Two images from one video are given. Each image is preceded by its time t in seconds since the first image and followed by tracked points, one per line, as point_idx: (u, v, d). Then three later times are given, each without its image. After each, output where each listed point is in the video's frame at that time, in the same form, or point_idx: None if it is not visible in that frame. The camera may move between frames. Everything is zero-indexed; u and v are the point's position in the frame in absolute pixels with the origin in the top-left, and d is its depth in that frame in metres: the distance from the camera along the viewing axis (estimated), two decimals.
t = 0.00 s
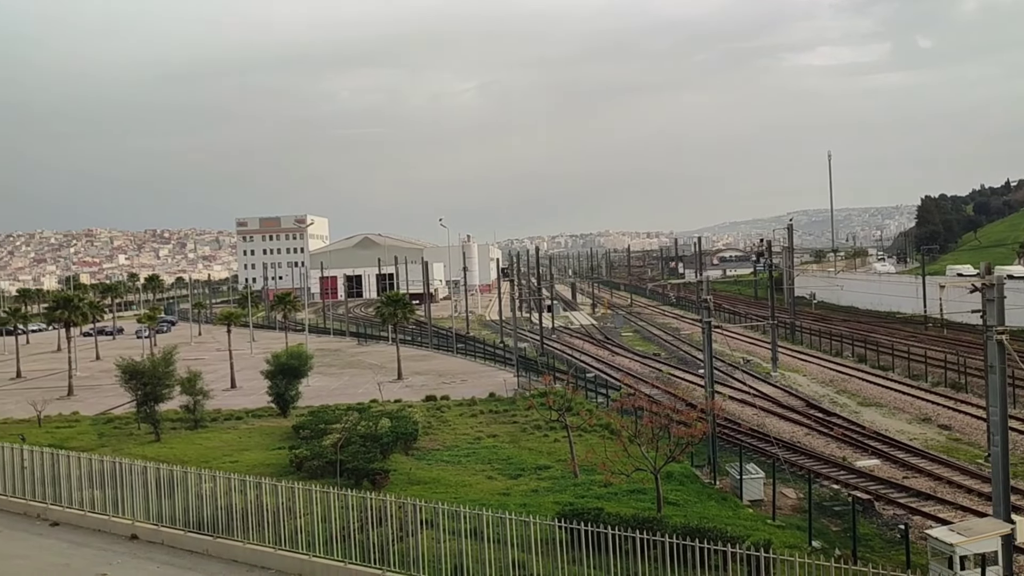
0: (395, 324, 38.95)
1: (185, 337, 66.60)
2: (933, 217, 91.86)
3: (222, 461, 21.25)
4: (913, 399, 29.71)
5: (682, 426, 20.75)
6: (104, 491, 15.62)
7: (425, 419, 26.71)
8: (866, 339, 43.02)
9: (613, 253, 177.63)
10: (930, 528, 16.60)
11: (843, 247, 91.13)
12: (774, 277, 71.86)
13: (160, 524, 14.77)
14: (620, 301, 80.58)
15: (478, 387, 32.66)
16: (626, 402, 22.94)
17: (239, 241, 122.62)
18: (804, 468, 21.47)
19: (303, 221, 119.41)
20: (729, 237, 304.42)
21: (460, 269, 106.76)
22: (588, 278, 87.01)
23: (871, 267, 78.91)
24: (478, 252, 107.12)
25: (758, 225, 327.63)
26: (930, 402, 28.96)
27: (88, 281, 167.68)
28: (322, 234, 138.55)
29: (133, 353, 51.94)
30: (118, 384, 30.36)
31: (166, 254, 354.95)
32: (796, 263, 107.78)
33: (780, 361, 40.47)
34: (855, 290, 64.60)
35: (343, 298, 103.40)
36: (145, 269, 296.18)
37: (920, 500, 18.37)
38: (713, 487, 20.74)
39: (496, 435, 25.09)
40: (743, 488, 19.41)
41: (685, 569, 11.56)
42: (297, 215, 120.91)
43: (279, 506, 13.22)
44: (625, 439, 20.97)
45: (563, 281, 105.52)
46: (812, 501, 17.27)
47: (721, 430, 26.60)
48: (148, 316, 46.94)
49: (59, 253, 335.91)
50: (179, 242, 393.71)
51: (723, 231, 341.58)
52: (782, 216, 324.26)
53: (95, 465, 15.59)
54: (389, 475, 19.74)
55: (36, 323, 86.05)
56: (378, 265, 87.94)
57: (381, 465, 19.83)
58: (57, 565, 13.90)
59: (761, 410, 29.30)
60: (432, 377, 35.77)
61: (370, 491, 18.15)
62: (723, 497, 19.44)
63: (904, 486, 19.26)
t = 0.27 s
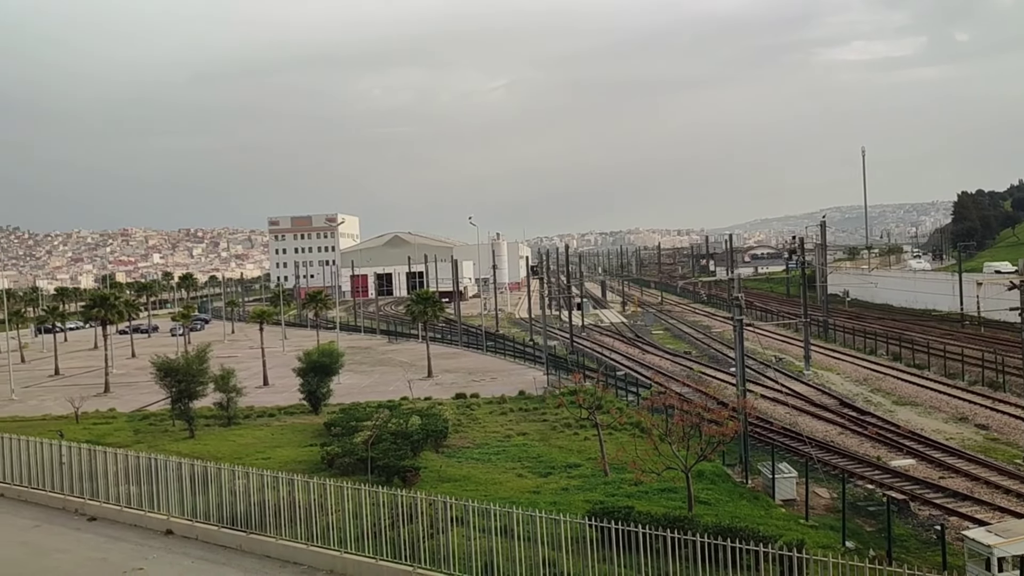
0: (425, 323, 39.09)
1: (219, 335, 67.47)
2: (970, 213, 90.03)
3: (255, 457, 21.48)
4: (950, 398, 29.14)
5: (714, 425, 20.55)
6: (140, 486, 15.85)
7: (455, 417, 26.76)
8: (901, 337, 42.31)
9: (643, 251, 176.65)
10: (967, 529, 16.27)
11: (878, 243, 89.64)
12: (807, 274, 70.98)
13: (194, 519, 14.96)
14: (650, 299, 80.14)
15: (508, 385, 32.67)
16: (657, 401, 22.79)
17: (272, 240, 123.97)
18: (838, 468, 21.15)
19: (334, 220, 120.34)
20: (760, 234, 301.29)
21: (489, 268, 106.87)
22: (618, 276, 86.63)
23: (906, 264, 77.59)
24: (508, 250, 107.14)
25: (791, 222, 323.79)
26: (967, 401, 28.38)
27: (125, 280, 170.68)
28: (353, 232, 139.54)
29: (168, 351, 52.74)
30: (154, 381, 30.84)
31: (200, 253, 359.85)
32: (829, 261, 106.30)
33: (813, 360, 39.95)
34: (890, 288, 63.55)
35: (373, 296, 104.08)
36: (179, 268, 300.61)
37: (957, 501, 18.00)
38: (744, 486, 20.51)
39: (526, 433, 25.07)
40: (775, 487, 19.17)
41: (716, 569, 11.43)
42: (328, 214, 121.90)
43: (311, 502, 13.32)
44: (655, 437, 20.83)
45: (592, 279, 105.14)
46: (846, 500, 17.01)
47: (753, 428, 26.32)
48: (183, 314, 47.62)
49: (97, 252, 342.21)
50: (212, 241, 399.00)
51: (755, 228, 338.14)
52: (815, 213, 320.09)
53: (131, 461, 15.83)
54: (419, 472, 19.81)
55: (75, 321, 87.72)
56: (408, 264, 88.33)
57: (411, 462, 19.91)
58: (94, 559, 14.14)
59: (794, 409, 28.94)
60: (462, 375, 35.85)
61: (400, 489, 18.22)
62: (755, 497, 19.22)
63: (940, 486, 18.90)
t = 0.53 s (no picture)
0: (454, 319, 39.18)
1: (252, 331, 68.25)
2: (1010, 208, 88.02)
3: (287, 452, 21.67)
4: (988, 397, 28.53)
5: (745, 423, 20.32)
6: (174, 481, 16.07)
7: (485, 414, 26.78)
8: (938, 334, 41.55)
9: (674, 247, 175.40)
10: (1006, 530, 15.91)
11: (914, 239, 88.04)
12: (841, 271, 69.95)
13: (228, 514, 15.14)
14: (680, 296, 79.56)
15: (538, 382, 32.61)
16: (687, 398, 22.62)
17: (303, 238, 125.10)
18: (872, 467, 20.81)
19: (364, 217, 121.11)
20: (793, 230, 297.75)
21: (519, 264, 106.85)
22: (649, 272, 86.09)
23: (943, 260, 76.14)
24: (537, 247, 107.02)
25: (824, 218, 319.54)
26: (1006, 400, 27.76)
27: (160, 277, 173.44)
28: (383, 230, 140.31)
29: (202, 347, 53.49)
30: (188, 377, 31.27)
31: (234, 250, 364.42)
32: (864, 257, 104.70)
33: (847, 357, 39.38)
34: (927, 285, 62.41)
35: (404, 293, 104.62)
36: (213, 266, 304.78)
37: (994, 501, 17.61)
38: (777, 484, 20.27)
39: (556, 430, 25.00)
40: (808, 486, 18.92)
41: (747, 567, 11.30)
42: (358, 212, 122.68)
43: (342, 497, 13.39)
44: (686, 435, 20.65)
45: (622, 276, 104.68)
46: (880, 500, 16.74)
47: (786, 427, 26.00)
48: (216, 311, 48.22)
49: (133, 250, 348.08)
50: (245, 238, 403.83)
51: (787, 224, 334.24)
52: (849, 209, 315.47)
53: (165, 456, 16.04)
54: (449, 468, 19.86)
55: (112, 317, 89.27)
56: (438, 261, 88.61)
57: (441, 458, 19.96)
58: (131, 551, 14.38)
59: (827, 407, 28.55)
60: (492, 371, 35.89)
61: (430, 485, 18.27)
62: (787, 496, 18.98)
63: (978, 486, 18.51)
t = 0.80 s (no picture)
0: (485, 315, 39.22)
1: (284, 327, 69.01)
2: None
3: (319, 446, 21.86)
4: None
5: (778, 421, 20.09)
6: (208, 474, 16.30)
7: (515, 410, 26.77)
8: (976, 332, 40.73)
9: (706, 243, 173.96)
10: None
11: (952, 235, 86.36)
12: (876, 267, 68.87)
13: (261, 507, 15.31)
14: (712, 292, 78.91)
15: (568, 378, 32.55)
16: (719, 395, 22.42)
17: (335, 234, 126.08)
18: (907, 466, 20.45)
19: (395, 213, 121.73)
20: (826, 226, 293.78)
21: (549, 261, 106.70)
22: (680, 269, 85.49)
23: (982, 256, 74.57)
24: (567, 243, 106.77)
25: (859, 213, 314.90)
26: None
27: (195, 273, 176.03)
28: (414, 226, 140.97)
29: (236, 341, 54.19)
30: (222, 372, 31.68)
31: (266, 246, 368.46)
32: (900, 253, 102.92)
33: (882, 355, 38.75)
34: (965, 281, 61.18)
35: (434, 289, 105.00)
36: (246, 262, 308.47)
37: None
38: (809, 483, 20.02)
39: (586, 427, 24.91)
40: (842, 485, 18.65)
41: (780, 566, 11.16)
42: (389, 208, 123.29)
43: (373, 492, 13.47)
44: (718, 432, 20.46)
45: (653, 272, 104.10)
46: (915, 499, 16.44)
47: (819, 424, 25.66)
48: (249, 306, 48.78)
49: (169, 246, 353.49)
50: (278, 235, 408.24)
51: (820, 220, 329.90)
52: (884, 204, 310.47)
53: (200, 449, 16.25)
54: (479, 464, 19.89)
55: (147, 312, 90.76)
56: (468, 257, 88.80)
57: (471, 454, 19.99)
58: (167, 543, 14.60)
59: (861, 405, 28.13)
60: (522, 367, 35.89)
61: (460, 480, 18.31)
62: (820, 494, 18.72)
63: (1016, 486, 18.10)
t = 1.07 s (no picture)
0: (514, 311, 39.22)
1: (316, 322, 69.63)
2: None
3: (350, 441, 22.02)
4: None
5: (811, 419, 19.83)
6: (242, 467, 16.49)
7: (545, 406, 26.73)
8: (1015, 330, 39.84)
9: (738, 239, 172.26)
10: None
11: (992, 231, 84.55)
12: (912, 264, 67.69)
13: (293, 500, 15.46)
14: (744, 289, 78.14)
15: (597, 375, 32.43)
16: (751, 392, 22.18)
17: (365, 230, 126.79)
18: (943, 466, 20.07)
19: (425, 210, 122.17)
20: (861, 222, 289.46)
21: (579, 257, 106.38)
22: (711, 265, 84.81)
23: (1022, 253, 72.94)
24: (598, 239, 106.43)
25: (894, 209, 309.85)
26: None
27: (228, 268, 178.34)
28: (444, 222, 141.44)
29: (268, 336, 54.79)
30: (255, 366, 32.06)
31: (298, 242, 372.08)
32: (938, 249, 101.07)
33: (917, 353, 38.10)
34: (1004, 278, 59.88)
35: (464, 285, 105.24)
36: (278, 258, 311.97)
37: None
38: (843, 482, 19.74)
39: (616, 424, 24.79)
40: (876, 484, 18.36)
41: (814, 565, 11.01)
42: (419, 204, 123.74)
43: (403, 486, 13.52)
44: (749, 430, 20.25)
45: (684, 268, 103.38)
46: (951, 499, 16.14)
47: (852, 422, 25.29)
48: (281, 302, 49.24)
49: (203, 242, 358.47)
50: (309, 231, 412.11)
51: (855, 216, 325.20)
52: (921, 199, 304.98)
53: (232, 443, 16.45)
54: (509, 460, 19.88)
55: (182, 308, 92.09)
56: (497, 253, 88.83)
57: (501, 450, 19.99)
58: (201, 535, 14.81)
59: (896, 404, 27.66)
60: (552, 364, 35.84)
61: (490, 476, 18.31)
62: (853, 493, 18.45)
63: None
